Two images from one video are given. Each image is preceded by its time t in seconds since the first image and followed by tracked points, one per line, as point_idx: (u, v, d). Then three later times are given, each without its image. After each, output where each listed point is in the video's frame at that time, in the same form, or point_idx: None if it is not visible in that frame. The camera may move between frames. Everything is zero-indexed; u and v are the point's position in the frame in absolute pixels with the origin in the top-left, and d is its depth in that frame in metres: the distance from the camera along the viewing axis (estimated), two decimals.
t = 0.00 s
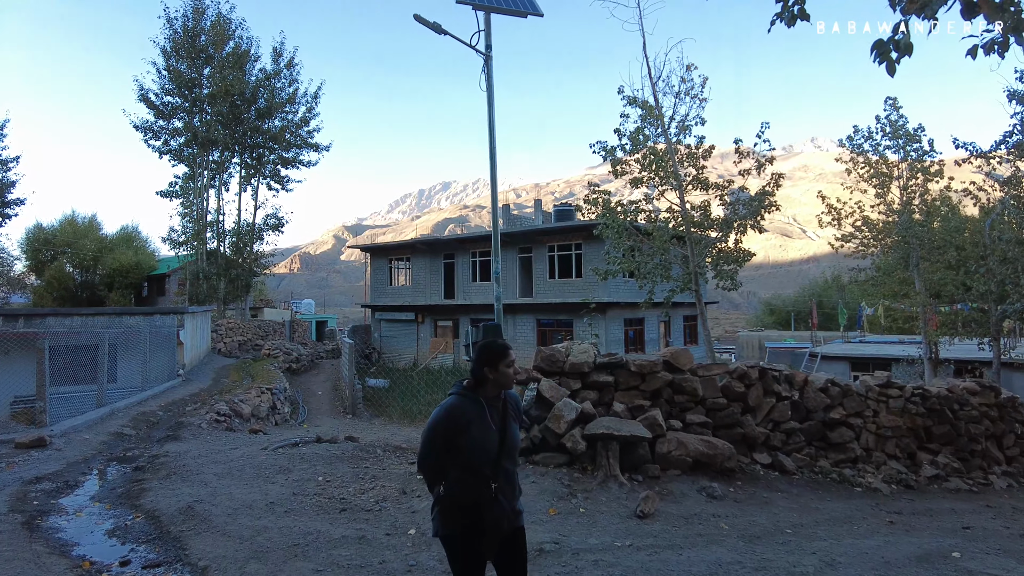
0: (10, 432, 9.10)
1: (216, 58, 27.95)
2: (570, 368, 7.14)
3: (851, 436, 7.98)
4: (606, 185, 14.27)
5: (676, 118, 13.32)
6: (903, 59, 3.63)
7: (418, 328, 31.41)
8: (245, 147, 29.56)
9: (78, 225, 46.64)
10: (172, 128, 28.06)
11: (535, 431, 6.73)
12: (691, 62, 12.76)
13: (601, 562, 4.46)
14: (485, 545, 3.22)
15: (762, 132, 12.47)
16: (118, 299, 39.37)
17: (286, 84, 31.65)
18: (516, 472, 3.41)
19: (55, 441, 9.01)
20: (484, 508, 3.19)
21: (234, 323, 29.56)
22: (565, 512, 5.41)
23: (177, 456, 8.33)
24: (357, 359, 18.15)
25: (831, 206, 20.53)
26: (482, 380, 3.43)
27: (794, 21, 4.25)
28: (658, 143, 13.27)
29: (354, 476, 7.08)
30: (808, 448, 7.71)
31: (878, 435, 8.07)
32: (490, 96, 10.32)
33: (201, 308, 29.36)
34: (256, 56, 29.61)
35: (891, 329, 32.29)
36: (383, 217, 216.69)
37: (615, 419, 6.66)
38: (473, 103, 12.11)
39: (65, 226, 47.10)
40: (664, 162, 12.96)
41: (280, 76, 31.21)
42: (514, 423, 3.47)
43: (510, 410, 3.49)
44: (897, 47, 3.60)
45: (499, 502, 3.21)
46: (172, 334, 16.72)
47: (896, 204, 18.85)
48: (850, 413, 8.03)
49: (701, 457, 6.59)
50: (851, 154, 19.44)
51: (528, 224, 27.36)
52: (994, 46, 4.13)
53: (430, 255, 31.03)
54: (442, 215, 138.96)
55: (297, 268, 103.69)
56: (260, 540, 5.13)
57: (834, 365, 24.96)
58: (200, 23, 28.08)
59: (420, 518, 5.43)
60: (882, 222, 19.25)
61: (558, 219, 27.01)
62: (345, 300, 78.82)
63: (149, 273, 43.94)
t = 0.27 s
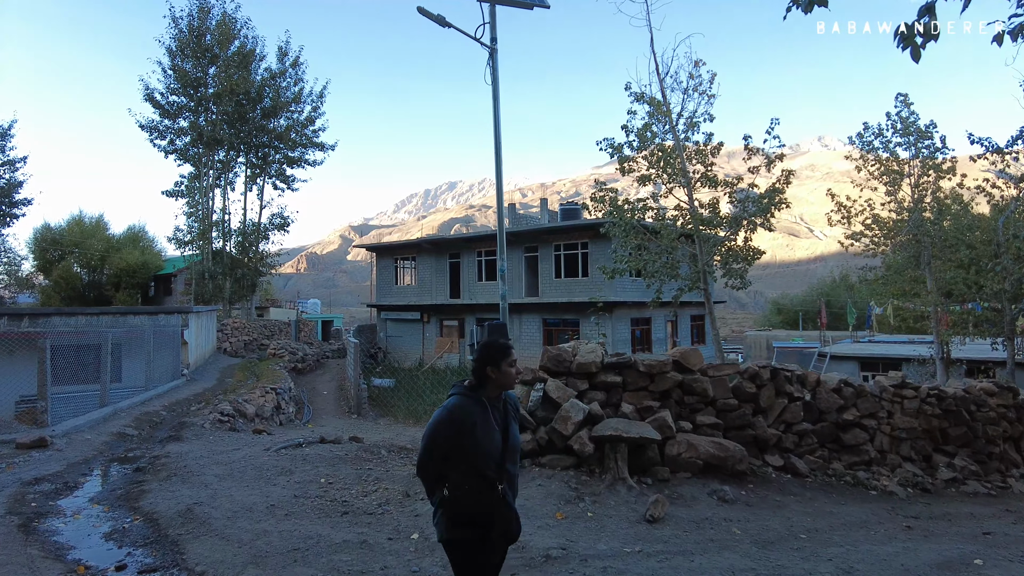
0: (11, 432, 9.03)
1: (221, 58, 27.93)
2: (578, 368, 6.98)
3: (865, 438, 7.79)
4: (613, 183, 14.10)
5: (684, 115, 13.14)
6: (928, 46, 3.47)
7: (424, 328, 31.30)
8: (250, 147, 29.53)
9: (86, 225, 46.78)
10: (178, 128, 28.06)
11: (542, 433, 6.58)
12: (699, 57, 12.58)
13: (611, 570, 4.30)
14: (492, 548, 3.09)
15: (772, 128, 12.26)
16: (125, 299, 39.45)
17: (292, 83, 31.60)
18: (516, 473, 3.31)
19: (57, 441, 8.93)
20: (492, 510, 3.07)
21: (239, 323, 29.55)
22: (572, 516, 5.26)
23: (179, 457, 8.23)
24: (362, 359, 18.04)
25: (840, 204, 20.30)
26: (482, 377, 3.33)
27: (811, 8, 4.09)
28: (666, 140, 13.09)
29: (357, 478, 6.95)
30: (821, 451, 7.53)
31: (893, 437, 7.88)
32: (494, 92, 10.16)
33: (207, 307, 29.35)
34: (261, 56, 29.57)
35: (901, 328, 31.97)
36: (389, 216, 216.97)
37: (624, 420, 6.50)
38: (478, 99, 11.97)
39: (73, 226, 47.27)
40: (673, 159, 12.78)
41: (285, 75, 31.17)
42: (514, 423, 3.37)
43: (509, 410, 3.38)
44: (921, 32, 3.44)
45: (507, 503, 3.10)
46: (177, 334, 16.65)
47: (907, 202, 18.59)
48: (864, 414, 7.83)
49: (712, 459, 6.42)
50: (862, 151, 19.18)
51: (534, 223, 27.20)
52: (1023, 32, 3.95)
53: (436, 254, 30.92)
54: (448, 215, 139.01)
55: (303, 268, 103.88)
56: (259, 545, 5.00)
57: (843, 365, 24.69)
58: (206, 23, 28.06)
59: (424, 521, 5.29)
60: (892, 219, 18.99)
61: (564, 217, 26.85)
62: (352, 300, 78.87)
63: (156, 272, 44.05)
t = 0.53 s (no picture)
0: (6, 434, 8.89)
1: (223, 57, 27.81)
2: (583, 368, 6.80)
3: (878, 440, 7.59)
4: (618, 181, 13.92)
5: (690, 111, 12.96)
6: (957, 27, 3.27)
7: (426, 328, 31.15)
8: (252, 147, 29.43)
9: (88, 226, 46.75)
10: (180, 127, 27.96)
11: (546, 435, 6.41)
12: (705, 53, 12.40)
13: None
14: (495, 554, 2.95)
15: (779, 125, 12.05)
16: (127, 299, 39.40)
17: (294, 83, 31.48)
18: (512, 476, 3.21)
19: (52, 443, 8.78)
20: (498, 513, 2.92)
21: (241, 323, 29.44)
22: (578, 522, 5.08)
23: (176, 459, 8.08)
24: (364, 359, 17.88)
25: (847, 203, 20.08)
26: (480, 378, 3.19)
27: None
28: (671, 137, 12.90)
29: (356, 481, 6.78)
30: (832, 453, 7.34)
31: (907, 439, 7.66)
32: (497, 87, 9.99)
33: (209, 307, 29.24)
34: (263, 55, 29.46)
35: (907, 328, 31.74)
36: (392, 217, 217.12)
37: (631, 422, 6.32)
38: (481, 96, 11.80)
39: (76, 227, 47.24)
40: (678, 157, 12.58)
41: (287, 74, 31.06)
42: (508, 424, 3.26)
43: (503, 411, 3.28)
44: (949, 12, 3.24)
45: (511, 505, 2.98)
46: (177, 334, 16.50)
47: (915, 201, 18.37)
48: (876, 416, 7.64)
49: (722, 463, 6.23)
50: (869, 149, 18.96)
51: (537, 223, 27.01)
52: None
53: (438, 255, 30.78)
54: (451, 215, 138.91)
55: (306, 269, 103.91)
56: (254, 552, 4.83)
57: (850, 366, 24.52)
58: (207, 22, 27.94)
59: (425, 527, 5.12)
60: (900, 219, 18.78)
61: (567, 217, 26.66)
62: (354, 300, 78.82)
63: (159, 273, 44.00)
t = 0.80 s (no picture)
0: None
1: (222, 55, 27.64)
2: (585, 370, 6.65)
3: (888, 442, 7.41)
4: (619, 180, 13.76)
5: (693, 109, 12.80)
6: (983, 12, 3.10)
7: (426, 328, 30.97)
8: (252, 145, 29.26)
9: (88, 226, 46.60)
10: (179, 126, 27.77)
11: (547, 439, 6.25)
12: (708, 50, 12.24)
13: None
14: (506, 563, 2.76)
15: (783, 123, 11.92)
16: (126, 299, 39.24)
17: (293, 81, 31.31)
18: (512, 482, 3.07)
19: (44, 445, 8.61)
20: (507, 518, 2.75)
21: (240, 322, 29.28)
22: (580, 530, 4.93)
23: (170, 461, 7.91)
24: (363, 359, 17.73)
25: (850, 201, 19.93)
26: (472, 381, 3.08)
27: None
28: (673, 135, 12.74)
29: (353, 485, 6.63)
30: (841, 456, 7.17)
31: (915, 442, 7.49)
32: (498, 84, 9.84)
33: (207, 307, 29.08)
34: (262, 53, 29.30)
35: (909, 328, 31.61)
36: (392, 217, 217.29)
37: (635, 425, 6.17)
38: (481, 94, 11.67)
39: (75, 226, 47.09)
40: (681, 155, 12.41)
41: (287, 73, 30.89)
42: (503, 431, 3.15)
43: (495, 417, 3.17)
44: None
45: (520, 508, 2.82)
46: (174, 334, 16.34)
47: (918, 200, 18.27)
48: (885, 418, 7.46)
49: (729, 467, 6.07)
50: (872, 148, 18.80)
51: (538, 222, 26.85)
52: None
53: (438, 254, 30.63)
54: (451, 215, 138.93)
55: (307, 269, 103.90)
56: (246, 560, 4.67)
57: (851, 366, 24.21)
58: (206, 20, 27.77)
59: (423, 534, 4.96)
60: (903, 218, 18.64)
61: (568, 216, 26.49)
62: (354, 300, 78.70)
63: (158, 272, 43.80)
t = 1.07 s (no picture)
0: None
1: (221, 52, 27.45)
2: (588, 368, 6.49)
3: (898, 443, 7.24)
4: (622, 177, 13.59)
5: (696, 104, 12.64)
6: None
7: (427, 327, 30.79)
8: (251, 143, 29.08)
9: (87, 224, 46.41)
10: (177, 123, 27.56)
11: (549, 438, 6.09)
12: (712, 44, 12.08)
13: None
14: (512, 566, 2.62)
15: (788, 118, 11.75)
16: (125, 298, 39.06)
17: (293, 79, 31.12)
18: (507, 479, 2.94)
19: (36, 444, 8.45)
20: (514, 519, 2.61)
21: (239, 321, 29.09)
22: (584, 533, 4.76)
23: (163, 461, 7.74)
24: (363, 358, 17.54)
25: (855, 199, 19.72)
26: (460, 378, 2.90)
27: None
28: (677, 130, 12.57)
29: (350, 486, 6.46)
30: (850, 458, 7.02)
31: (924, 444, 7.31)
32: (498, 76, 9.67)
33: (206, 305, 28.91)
34: (262, 50, 29.11)
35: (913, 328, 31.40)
36: (392, 217, 217.11)
37: (639, 424, 6.01)
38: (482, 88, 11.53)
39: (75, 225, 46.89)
40: (685, 150, 12.24)
41: (286, 70, 30.70)
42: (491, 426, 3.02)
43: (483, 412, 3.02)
44: None
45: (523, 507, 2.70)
46: (171, 332, 16.19)
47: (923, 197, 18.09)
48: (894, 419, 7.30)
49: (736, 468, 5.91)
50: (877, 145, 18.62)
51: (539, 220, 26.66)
52: None
53: (439, 253, 30.45)
54: (452, 214, 138.74)
55: (307, 268, 103.71)
56: (236, 565, 4.50)
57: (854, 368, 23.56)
58: (205, 16, 27.57)
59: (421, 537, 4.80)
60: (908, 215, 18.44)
61: (569, 215, 26.31)
62: (355, 300, 78.51)
63: (158, 271, 43.56)
